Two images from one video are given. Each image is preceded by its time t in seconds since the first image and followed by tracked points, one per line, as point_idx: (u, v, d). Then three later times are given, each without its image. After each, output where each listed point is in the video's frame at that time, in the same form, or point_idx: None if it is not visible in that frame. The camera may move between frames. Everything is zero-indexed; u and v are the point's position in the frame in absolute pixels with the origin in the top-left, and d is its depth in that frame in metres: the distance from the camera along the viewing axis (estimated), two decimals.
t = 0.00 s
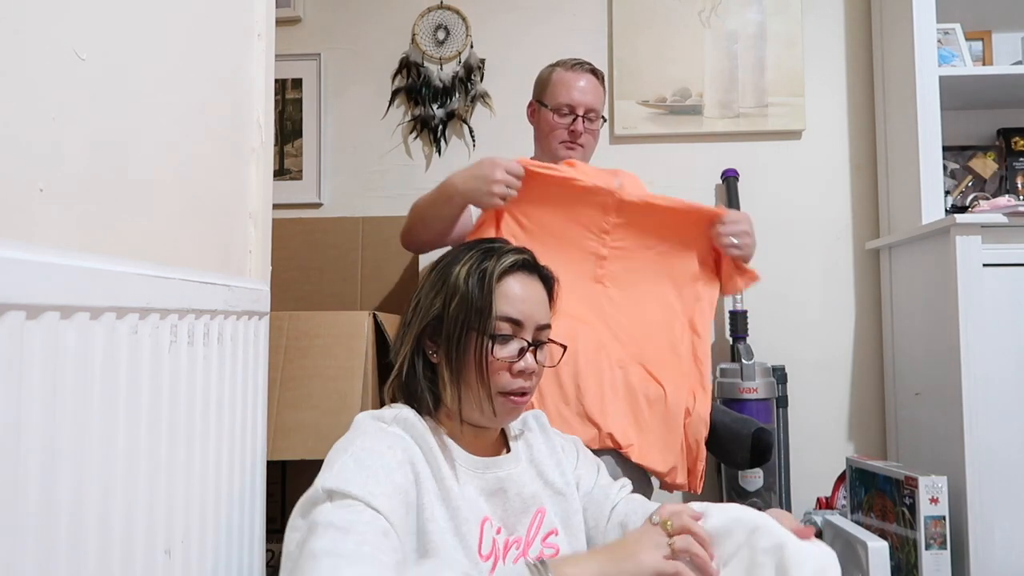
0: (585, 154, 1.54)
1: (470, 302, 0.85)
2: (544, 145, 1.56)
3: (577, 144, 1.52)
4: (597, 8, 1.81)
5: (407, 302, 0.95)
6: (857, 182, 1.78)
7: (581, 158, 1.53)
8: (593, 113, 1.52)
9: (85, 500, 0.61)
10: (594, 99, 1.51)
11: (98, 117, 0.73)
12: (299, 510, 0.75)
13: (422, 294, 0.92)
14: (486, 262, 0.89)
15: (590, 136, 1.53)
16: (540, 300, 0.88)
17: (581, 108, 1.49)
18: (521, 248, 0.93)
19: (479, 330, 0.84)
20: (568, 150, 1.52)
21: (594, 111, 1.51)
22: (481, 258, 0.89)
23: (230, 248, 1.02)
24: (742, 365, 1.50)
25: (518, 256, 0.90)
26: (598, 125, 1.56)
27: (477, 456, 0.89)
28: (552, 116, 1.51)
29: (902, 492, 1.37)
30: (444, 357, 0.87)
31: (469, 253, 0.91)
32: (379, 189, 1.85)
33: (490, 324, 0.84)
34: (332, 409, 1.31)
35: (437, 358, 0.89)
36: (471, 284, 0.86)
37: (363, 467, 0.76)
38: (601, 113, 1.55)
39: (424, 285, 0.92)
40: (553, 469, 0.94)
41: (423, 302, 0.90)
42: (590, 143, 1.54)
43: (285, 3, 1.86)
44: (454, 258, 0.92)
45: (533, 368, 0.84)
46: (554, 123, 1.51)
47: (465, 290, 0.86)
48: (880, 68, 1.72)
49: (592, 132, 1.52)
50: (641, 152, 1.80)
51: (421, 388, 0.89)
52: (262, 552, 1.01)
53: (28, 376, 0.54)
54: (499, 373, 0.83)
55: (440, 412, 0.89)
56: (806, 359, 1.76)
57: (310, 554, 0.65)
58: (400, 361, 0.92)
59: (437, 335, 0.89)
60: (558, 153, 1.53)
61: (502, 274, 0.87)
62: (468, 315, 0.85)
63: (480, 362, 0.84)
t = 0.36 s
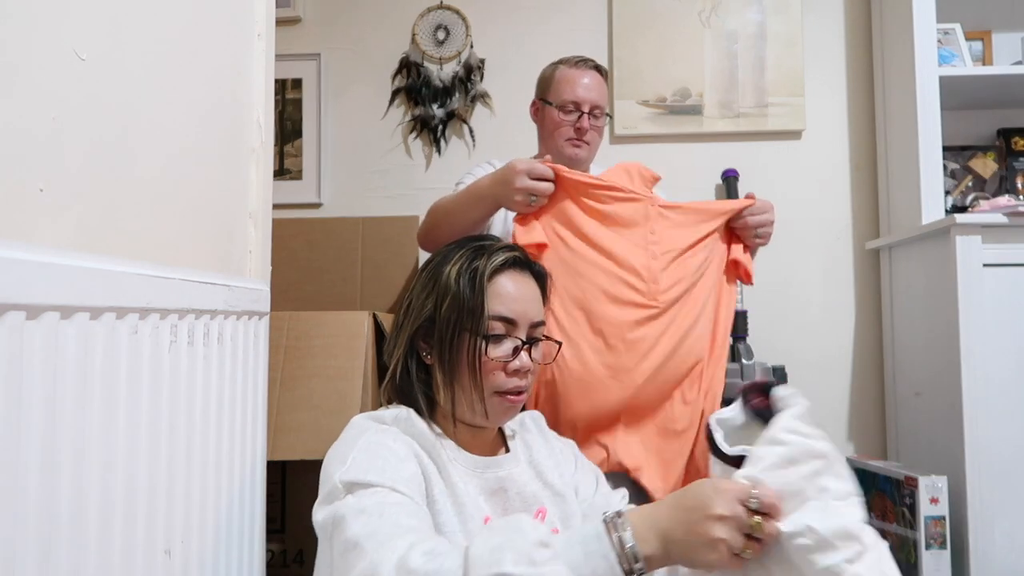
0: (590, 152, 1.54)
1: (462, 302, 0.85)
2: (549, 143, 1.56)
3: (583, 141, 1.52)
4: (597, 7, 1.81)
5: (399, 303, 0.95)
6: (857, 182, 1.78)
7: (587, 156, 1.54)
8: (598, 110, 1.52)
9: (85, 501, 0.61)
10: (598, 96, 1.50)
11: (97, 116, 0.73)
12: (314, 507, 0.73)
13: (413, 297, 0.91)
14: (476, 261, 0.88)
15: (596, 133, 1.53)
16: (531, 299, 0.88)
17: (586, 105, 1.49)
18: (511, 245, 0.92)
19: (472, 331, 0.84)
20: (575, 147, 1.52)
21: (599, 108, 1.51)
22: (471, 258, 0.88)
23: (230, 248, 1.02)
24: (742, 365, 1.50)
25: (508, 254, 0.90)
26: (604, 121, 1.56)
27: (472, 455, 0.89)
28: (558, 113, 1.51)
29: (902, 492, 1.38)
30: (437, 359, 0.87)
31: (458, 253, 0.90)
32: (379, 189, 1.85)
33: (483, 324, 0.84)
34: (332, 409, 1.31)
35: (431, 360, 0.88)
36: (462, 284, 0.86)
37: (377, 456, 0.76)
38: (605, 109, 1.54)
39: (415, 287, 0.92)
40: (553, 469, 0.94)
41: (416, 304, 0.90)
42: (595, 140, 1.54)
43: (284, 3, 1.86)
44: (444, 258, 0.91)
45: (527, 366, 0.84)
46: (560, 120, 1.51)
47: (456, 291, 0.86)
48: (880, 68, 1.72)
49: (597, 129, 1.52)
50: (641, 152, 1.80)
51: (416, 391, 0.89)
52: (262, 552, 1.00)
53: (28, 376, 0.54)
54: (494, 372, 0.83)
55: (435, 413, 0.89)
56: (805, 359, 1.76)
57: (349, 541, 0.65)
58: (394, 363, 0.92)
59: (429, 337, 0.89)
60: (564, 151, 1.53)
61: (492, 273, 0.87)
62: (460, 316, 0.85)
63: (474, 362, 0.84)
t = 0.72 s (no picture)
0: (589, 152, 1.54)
1: (460, 297, 0.85)
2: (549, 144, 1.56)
3: (582, 140, 1.52)
4: (597, 7, 1.81)
5: (395, 304, 0.95)
6: (857, 182, 1.78)
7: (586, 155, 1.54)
8: (597, 109, 1.52)
9: (85, 501, 0.61)
10: (596, 96, 1.50)
11: (97, 116, 0.73)
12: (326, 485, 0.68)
13: (410, 296, 0.91)
14: (470, 256, 0.89)
15: (594, 132, 1.53)
16: (524, 292, 0.89)
17: (584, 105, 1.49)
18: (502, 240, 0.93)
19: (472, 324, 0.84)
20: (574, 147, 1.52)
21: (597, 107, 1.51)
22: (465, 253, 0.89)
23: (230, 248, 1.02)
24: (741, 365, 1.50)
25: (501, 248, 0.91)
26: (602, 121, 1.56)
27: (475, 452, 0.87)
28: (556, 113, 1.51)
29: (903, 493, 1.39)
30: (439, 356, 0.86)
31: (451, 250, 0.91)
32: (379, 189, 1.85)
33: (482, 317, 0.84)
34: (332, 409, 1.31)
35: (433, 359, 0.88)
36: (460, 280, 0.86)
37: (392, 434, 0.71)
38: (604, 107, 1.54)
39: (411, 287, 0.92)
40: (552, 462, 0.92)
41: (413, 301, 0.90)
42: (594, 139, 1.54)
43: (285, 3, 1.86)
44: (439, 256, 0.91)
45: (528, 355, 0.84)
46: (557, 120, 1.51)
47: (454, 286, 0.86)
48: (880, 67, 1.71)
49: (596, 128, 1.53)
50: (641, 152, 1.80)
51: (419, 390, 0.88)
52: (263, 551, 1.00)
53: (28, 376, 0.54)
54: (498, 363, 0.82)
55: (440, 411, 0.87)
56: (806, 359, 1.76)
57: (362, 491, 0.59)
58: (394, 366, 0.90)
59: (429, 335, 0.88)
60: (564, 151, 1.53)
61: (487, 267, 0.87)
62: (460, 309, 0.85)
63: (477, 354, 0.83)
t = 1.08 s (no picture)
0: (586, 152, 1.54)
1: (451, 291, 0.83)
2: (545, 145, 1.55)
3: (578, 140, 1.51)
4: (597, 7, 1.81)
5: (376, 310, 0.92)
6: (857, 182, 1.78)
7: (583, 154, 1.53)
8: (592, 108, 1.52)
9: (85, 502, 0.61)
10: (592, 95, 1.50)
11: (97, 116, 0.73)
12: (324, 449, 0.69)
13: (393, 298, 0.89)
14: (453, 249, 0.87)
15: (590, 131, 1.53)
16: (509, 283, 0.89)
17: (579, 104, 1.49)
18: (478, 232, 0.92)
19: (465, 315, 0.83)
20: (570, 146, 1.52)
21: (592, 106, 1.51)
22: (447, 246, 0.88)
23: (230, 248, 1.02)
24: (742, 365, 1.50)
25: (481, 239, 0.90)
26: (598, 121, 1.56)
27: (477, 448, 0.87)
28: (551, 114, 1.51)
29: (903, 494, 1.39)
30: (435, 353, 0.84)
31: (432, 246, 0.89)
32: (379, 189, 1.85)
33: (474, 307, 0.83)
34: (332, 409, 1.31)
35: (429, 357, 0.86)
36: (449, 274, 0.84)
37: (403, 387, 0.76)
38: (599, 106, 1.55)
39: (394, 288, 0.90)
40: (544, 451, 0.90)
41: (400, 301, 0.88)
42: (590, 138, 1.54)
43: (284, 3, 1.86)
44: (419, 254, 0.90)
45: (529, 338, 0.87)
46: (552, 121, 1.51)
47: (442, 280, 0.84)
48: (880, 67, 1.71)
49: (591, 127, 1.52)
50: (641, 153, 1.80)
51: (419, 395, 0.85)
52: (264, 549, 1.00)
53: (29, 376, 0.54)
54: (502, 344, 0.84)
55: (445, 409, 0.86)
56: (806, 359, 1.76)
57: (372, 422, 0.63)
58: (382, 367, 0.86)
59: (421, 333, 0.86)
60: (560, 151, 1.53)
61: (472, 259, 0.86)
62: (452, 302, 0.83)
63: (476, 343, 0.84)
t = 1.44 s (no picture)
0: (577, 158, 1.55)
1: (447, 292, 0.83)
2: (537, 150, 1.57)
3: (567, 145, 1.53)
4: (597, 7, 1.81)
5: (370, 308, 0.91)
6: (857, 182, 1.78)
7: (573, 159, 1.54)
8: (582, 113, 1.53)
9: (85, 502, 0.62)
10: (580, 100, 1.52)
11: (97, 116, 0.73)
12: (323, 448, 0.70)
13: (389, 298, 0.89)
14: (450, 250, 0.87)
15: (581, 136, 1.54)
16: (505, 284, 0.88)
17: (567, 110, 1.50)
18: (475, 233, 0.92)
19: (460, 317, 0.83)
20: (560, 153, 1.54)
21: (581, 111, 1.52)
22: (444, 247, 0.87)
23: (230, 248, 1.02)
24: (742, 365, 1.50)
25: (478, 241, 0.90)
26: (590, 124, 1.57)
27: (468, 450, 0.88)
28: (540, 121, 1.53)
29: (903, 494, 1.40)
30: (431, 353, 0.85)
31: (429, 246, 0.88)
32: (379, 189, 1.85)
33: (470, 310, 0.83)
34: (332, 409, 1.31)
35: (423, 358, 0.86)
36: (447, 276, 0.84)
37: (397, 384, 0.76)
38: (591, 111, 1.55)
39: (389, 288, 0.89)
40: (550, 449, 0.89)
41: (396, 302, 0.87)
42: (581, 142, 1.55)
43: (285, 3, 1.86)
44: (415, 255, 0.89)
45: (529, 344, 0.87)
46: (543, 128, 1.53)
47: (439, 280, 0.84)
48: (880, 67, 1.71)
49: (581, 132, 1.53)
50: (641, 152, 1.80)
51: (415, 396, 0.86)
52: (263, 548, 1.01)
53: (28, 376, 0.54)
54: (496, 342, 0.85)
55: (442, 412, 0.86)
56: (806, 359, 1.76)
57: (371, 420, 0.63)
58: (380, 366, 0.87)
59: (417, 334, 0.86)
60: (551, 157, 1.55)
61: (469, 261, 0.86)
62: (448, 303, 0.83)
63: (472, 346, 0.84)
